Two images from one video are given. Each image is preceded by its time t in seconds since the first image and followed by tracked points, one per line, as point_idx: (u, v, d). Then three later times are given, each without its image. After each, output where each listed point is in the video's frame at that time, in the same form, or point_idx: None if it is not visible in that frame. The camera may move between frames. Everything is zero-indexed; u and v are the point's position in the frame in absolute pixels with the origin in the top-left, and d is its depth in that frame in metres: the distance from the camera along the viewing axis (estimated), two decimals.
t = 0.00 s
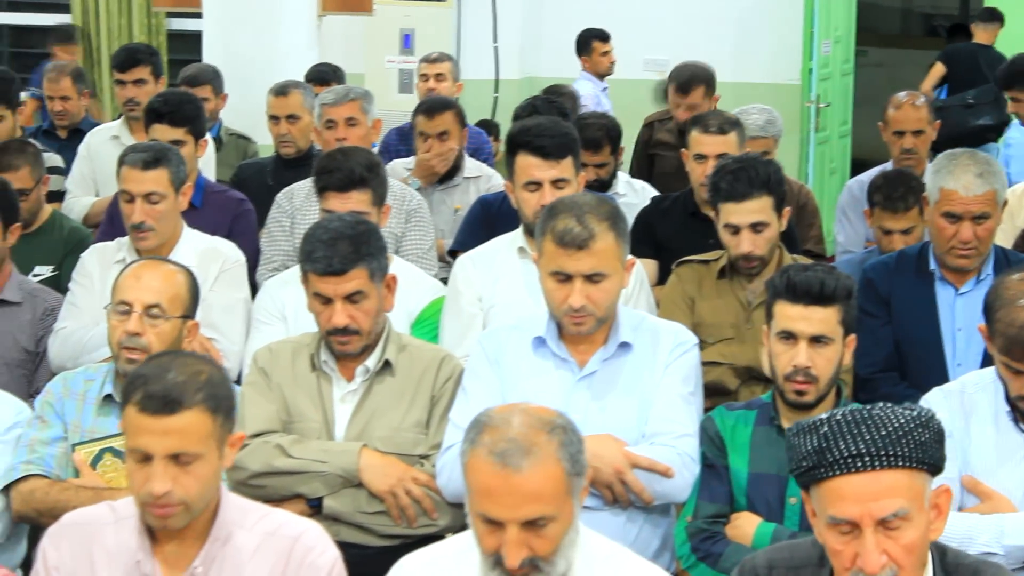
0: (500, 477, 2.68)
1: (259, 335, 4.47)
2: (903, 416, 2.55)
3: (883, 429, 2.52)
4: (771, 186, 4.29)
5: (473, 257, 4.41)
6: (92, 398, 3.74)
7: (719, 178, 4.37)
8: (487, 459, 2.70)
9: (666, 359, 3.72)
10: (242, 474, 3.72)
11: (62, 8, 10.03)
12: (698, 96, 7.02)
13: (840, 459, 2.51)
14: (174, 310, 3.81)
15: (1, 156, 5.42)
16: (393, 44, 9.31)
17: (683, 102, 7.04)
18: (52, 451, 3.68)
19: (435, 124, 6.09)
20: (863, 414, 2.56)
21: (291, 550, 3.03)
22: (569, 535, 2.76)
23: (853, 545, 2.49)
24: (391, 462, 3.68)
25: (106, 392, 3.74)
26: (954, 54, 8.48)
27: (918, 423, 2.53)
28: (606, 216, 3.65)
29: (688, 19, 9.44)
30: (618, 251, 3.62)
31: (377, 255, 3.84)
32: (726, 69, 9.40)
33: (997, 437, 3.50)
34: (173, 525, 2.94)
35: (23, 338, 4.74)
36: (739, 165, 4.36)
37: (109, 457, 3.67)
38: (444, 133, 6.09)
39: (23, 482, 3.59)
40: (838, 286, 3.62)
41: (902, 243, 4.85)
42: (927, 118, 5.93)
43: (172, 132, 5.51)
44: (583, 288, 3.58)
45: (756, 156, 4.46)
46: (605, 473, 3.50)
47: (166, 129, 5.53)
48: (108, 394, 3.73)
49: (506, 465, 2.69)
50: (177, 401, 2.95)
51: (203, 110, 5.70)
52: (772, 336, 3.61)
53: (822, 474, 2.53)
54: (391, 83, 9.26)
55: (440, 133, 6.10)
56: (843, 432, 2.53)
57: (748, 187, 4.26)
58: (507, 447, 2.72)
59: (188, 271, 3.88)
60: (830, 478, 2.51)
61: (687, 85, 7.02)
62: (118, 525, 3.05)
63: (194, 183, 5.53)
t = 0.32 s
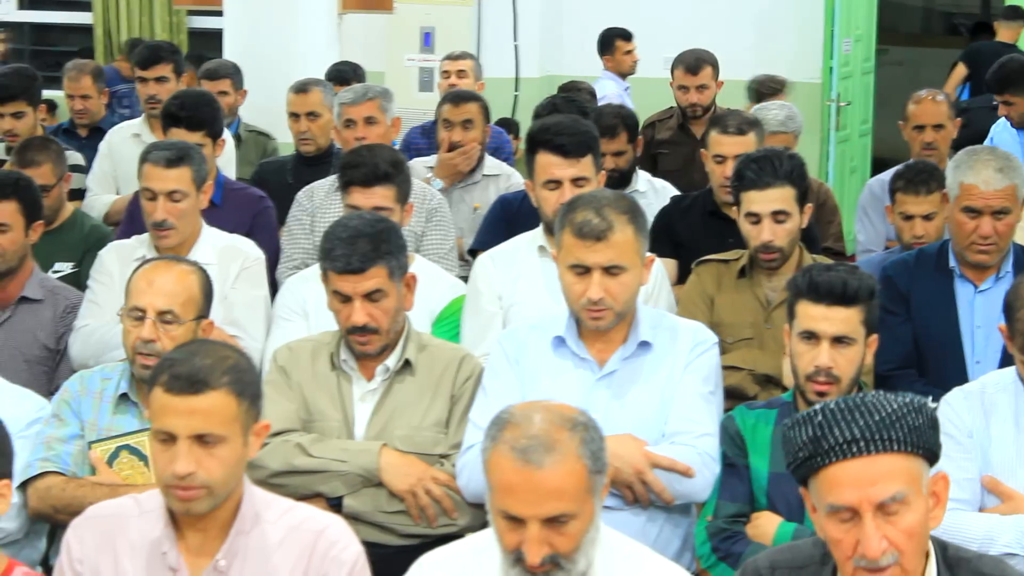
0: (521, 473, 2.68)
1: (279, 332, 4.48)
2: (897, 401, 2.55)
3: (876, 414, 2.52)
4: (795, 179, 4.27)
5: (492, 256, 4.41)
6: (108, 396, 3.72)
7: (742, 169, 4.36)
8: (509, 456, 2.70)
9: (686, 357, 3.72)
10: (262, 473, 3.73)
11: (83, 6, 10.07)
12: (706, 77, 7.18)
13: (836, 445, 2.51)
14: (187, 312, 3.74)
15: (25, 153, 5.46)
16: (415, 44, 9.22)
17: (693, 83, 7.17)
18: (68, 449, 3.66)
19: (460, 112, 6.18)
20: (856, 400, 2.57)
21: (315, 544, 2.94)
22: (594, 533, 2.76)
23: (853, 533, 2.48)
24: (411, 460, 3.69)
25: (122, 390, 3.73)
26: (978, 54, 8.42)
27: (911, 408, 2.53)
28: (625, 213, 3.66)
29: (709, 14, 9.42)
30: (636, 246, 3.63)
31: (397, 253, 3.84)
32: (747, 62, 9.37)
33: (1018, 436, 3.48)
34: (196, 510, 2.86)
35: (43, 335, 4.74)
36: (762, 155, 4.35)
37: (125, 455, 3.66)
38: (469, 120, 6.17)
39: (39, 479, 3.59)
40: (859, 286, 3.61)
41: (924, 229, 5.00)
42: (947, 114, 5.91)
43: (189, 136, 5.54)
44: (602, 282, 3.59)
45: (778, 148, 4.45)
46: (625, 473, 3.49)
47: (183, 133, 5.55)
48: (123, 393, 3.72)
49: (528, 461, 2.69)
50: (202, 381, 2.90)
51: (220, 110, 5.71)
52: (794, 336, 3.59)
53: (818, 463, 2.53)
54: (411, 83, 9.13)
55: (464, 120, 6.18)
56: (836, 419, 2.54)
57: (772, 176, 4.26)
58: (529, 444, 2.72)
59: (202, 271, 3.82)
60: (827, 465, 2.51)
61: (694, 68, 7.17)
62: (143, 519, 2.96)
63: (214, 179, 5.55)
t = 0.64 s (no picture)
0: (543, 466, 2.69)
1: (304, 322, 4.50)
2: (909, 378, 2.64)
3: (887, 389, 2.61)
4: (819, 169, 4.26)
5: (516, 246, 4.42)
6: (126, 387, 3.70)
7: (766, 158, 4.35)
8: (530, 449, 2.71)
9: (709, 348, 3.72)
10: (286, 463, 3.74)
11: None
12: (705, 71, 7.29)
13: (850, 420, 2.59)
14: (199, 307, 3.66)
15: (51, 142, 5.51)
16: (438, 34, 9.30)
17: (694, 75, 7.28)
18: (87, 441, 3.65)
19: (485, 99, 6.22)
20: (867, 377, 2.66)
21: (338, 534, 2.90)
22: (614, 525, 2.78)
23: (869, 507, 2.55)
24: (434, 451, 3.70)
25: (139, 382, 3.70)
26: (1002, 44, 8.37)
27: (922, 384, 2.62)
28: (650, 202, 3.66)
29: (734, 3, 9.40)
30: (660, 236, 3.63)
31: (421, 245, 3.85)
32: (771, 59, 9.44)
33: None
34: (221, 500, 2.83)
35: (67, 324, 4.77)
36: (786, 144, 4.34)
37: (143, 446, 3.62)
38: (494, 108, 6.23)
39: (57, 472, 3.57)
40: (884, 277, 3.59)
41: (947, 213, 4.97)
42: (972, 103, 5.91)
43: (213, 127, 5.57)
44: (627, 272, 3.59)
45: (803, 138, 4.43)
46: (648, 464, 3.50)
47: (207, 125, 5.58)
48: (141, 384, 3.70)
49: (549, 454, 2.70)
50: (228, 372, 2.87)
51: (243, 102, 5.73)
52: (818, 327, 3.58)
53: (832, 439, 2.60)
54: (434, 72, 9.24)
55: (489, 108, 6.23)
56: (848, 394, 2.63)
57: (797, 165, 4.24)
58: (550, 436, 2.72)
59: (215, 264, 3.74)
60: (841, 440, 2.59)
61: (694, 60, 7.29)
62: (166, 508, 2.92)
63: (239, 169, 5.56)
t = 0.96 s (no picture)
0: (568, 455, 2.69)
1: (330, 307, 4.52)
2: (935, 362, 2.64)
3: (914, 372, 2.61)
4: (844, 157, 4.23)
5: (541, 234, 4.41)
6: (147, 375, 3.72)
7: (791, 146, 4.32)
8: (555, 438, 2.71)
9: (735, 337, 3.71)
10: (311, 450, 3.75)
11: None
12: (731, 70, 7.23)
13: (877, 401, 2.58)
14: (217, 298, 3.65)
15: (75, 127, 5.54)
16: (461, 20, 9.47)
17: (720, 74, 7.20)
18: (108, 430, 3.66)
19: (508, 88, 6.20)
20: (893, 361, 2.67)
21: (362, 520, 2.91)
22: (639, 514, 2.77)
23: (896, 489, 2.54)
24: (460, 439, 3.71)
25: (159, 371, 3.72)
26: None
27: (948, 367, 2.62)
28: (677, 188, 3.65)
29: None
30: (686, 225, 3.61)
31: (447, 231, 3.87)
32: (796, 46, 9.45)
33: None
34: (244, 487, 2.84)
35: (91, 310, 4.79)
36: (811, 132, 4.32)
37: (165, 435, 3.62)
38: (516, 97, 6.22)
39: (79, 462, 3.59)
40: (911, 265, 3.57)
41: (970, 197, 4.94)
42: (998, 90, 5.98)
43: (243, 109, 5.58)
44: (651, 260, 3.58)
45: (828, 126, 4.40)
46: (673, 451, 3.49)
47: (236, 108, 5.59)
48: (161, 373, 3.72)
49: (574, 444, 2.70)
50: (251, 358, 2.87)
51: (273, 85, 5.74)
52: (843, 315, 3.56)
53: (860, 421, 2.59)
54: (459, 58, 9.40)
55: (511, 97, 6.22)
56: (875, 376, 2.63)
57: (822, 153, 4.22)
58: (575, 426, 2.72)
59: (233, 254, 3.72)
60: (869, 422, 2.58)
61: (721, 59, 7.18)
62: (189, 495, 2.93)
63: (267, 154, 5.57)
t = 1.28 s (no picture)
0: (604, 457, 2.68)
1: (367, 306, 4.53)
2: (983, 366, 2.61)
3: (962, 376, 2.58)
4: (881, 157, 4.20)
5: (577, 234, 4.40)
6: (182, 376, 3.75)
7: (829, 146, 4.29)
8: (592, 440, 2.70)
9: (772, 337, 3.69)
10: (347, 449, 3.74)
11: None
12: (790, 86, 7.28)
13: (925, 406, 2.55)
14: (252, 300, 3.68)
15: (113, 126, 5.60)
16: (497, 20, 9.28)
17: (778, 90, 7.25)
18: (143, 431, 3.69)
19: (541, 93, 6.22)
20: (942, 363, 2.64)
21: (394, 520, 2.91)
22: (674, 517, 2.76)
23: (940, 494, 2.52)
24: (496, 438, 3.70)
25: (194, 372, 3.75)
26: None
27: (997, 371, 2.58)
28: (714, 186, 3.63)
29: None
30: (724, 225, 3.60)
31: (484, 226, 3.91)
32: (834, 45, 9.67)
33: None
34: (278, 499, 2.84)
35: (128, 309, 4.82)
36: (849, 132, 4.29)
37: (200, 437, 3.67)
38: (549, 103, 6.23)
39: (114, 463, 3.62)
40: (950, 266, 3.54)
41: (1010, 193, 4.88)
42: None
43: (287, 105, 5.59)
44: (688, 260, 3.57)
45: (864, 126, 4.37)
46: (709, 451, 3.47)
47: (280, 103, 5.60)
48: (196, 373, 3.75)
49: (610, 446, 2.69)
50: (279, 375, 2.84)
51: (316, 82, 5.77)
52: (881, 316, 3.53)
53: (906, 424, 2.57)
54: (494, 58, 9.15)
55: (544, 103, 6.24)
56: (924, 380, 2.60)
57: (858, 154, 4.20)
58: (612, 428, 2.71)
59: (267, 254, 3.75)
60: (916, 426, 2.55)
61: (782, 75, 7.25)
62: (222, 496, 2.94)
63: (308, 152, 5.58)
